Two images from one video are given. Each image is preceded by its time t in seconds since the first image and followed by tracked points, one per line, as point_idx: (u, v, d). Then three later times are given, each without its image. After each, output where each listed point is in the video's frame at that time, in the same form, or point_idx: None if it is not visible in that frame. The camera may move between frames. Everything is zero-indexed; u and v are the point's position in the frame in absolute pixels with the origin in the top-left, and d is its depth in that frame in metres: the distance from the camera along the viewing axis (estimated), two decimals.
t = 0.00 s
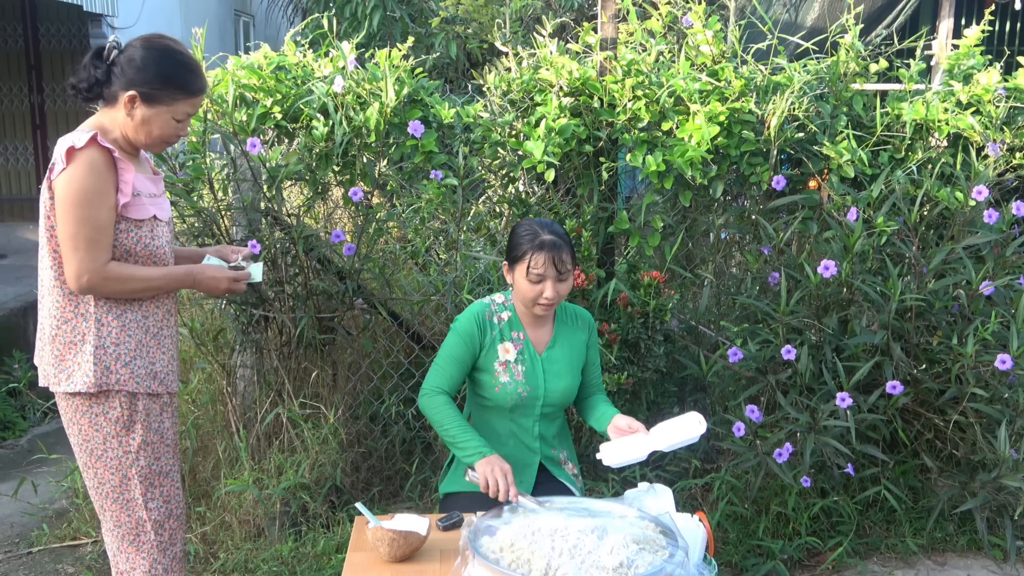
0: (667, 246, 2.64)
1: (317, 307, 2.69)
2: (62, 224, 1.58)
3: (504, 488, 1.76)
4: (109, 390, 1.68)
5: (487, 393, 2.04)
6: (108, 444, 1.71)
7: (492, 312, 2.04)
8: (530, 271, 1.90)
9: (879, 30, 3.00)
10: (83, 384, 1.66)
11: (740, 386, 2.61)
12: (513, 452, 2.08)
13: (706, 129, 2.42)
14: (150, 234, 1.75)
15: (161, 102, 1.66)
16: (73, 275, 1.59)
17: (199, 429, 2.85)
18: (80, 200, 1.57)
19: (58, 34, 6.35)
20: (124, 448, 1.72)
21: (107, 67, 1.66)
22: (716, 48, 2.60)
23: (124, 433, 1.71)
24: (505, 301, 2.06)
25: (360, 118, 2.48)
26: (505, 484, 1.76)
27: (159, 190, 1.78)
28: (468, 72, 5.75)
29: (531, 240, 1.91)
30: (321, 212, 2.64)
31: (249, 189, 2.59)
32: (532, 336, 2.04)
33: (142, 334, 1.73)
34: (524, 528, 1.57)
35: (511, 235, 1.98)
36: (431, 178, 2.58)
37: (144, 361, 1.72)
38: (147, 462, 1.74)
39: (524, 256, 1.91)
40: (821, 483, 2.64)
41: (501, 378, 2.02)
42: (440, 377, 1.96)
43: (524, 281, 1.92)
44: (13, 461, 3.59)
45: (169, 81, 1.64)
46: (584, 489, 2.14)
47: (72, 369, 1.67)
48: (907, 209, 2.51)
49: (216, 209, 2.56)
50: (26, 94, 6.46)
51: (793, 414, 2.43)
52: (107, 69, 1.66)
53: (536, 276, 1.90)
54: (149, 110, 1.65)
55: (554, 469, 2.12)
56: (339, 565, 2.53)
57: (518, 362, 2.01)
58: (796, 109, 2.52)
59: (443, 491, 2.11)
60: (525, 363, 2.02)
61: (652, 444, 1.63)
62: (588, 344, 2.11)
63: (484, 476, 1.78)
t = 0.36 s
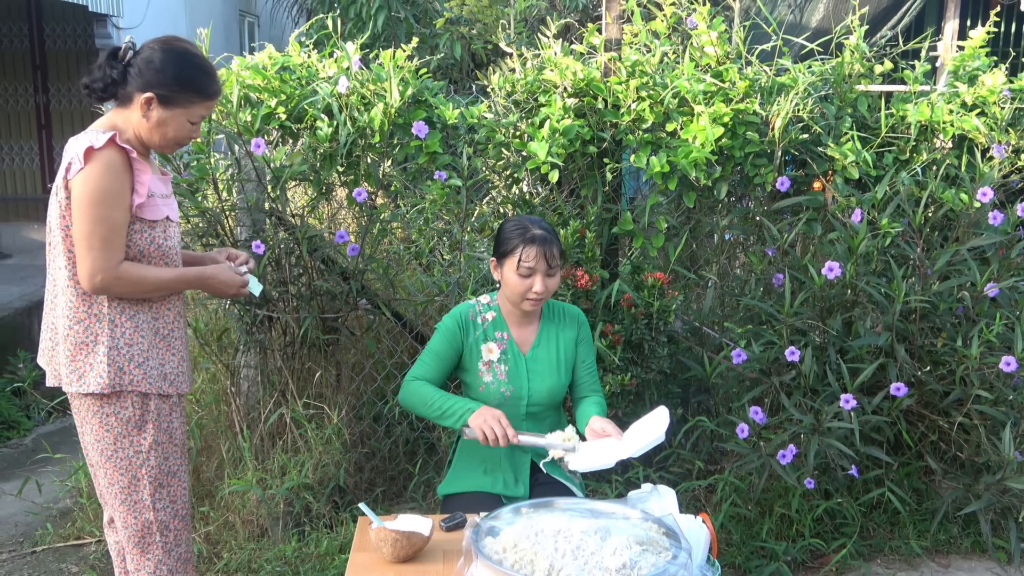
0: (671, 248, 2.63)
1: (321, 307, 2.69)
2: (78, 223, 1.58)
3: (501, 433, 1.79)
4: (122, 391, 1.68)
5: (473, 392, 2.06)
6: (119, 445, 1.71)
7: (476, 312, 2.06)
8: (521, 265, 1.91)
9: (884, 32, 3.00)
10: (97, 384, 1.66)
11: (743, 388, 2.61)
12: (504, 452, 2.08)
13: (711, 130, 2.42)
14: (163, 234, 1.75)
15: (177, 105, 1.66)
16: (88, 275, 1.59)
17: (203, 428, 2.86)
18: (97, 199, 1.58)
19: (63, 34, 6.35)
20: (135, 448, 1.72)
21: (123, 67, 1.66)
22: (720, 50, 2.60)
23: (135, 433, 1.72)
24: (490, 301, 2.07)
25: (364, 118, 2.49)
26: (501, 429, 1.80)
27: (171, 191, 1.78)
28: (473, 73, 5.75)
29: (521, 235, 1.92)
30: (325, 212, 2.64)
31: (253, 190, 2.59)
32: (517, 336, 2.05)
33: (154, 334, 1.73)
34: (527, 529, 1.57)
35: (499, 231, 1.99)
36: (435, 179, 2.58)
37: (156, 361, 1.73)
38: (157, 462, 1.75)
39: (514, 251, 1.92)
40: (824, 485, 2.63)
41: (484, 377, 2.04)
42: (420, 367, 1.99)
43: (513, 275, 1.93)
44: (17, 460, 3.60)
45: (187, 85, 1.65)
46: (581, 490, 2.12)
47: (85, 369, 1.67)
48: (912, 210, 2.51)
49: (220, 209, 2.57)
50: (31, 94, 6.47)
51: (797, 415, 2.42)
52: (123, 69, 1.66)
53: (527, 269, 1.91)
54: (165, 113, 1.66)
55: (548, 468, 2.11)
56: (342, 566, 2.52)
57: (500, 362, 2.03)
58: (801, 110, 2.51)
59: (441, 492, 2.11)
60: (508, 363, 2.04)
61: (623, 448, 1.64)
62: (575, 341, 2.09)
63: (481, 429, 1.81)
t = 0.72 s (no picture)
0: (673, 248, 2.63)
1: (323, 309, 2.70)
2: (79, 224, 1.58)
3: (513, 428, 1.81)
4: (123, 391, 1.69)
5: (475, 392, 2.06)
6: (120, 444, 1.71)
7: (479, 312, 2.06)
8: (521, 269, 1.91)
9: (885, 33, 3.01)
10: (97, 384, 1.66)
11: (745, 389, 2.61)
12: (504, 453, 2.09)
13: (712, 131, 2.42)
14: (164, 236, 1.76)
15: (182, 108, 1.67)
16: (88, 275, 1.60)
17: (206, 429, 2.86)
18: (99, 200, 1.58)
19: (66, 36, 6.36)
20: (136, 448, 1.72)
21: (129, 70, 1.67)
22: (722, 50, 2.60)
23: (136, 433, 1.72)
24: (493, 301, 2.07)
25: (366, 120, 2.50)
26: (513, 423, 1.81)
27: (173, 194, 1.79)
28: (475, 74, 5.76)
29: (522, 238, 1.92)
30: (327, 214, 2.64)
31: (255, 191, 2.59)
32: (518, 337, 2.06)
33: (154, 335, 1.74)
34: (529, 530, 1.57)
35: (501, 233, 1.99)
36: (437, 180, 2.59)
37: (156, 361, 1.73)
38: (158, 462, 1.75)
39: (515, 254, 1.92)
40: (827, 485, 2.63)
41: (485, 377, 2.04)
42: (424, 364, 1.97)
43: (514, 279, 1.93)
44: (20, 462, 3.61)
45: (192, 88, 1.66)
46: (582, 490, 2.13)
47: (86, 369, 1.67)
48: (914, 211, 2.51)
49: (223, 211, 2.57)
50: (35, 96, 6.49)
51: (799, 416, 2.42)
52: (128, 72, 1.67)
53: (527, 274, 1.91)
54: (169, 115, 1.66)
55: (548, 469, 2.12)
56: (345, 566, 2.53)
57: (502, 362, 2.03)
58: (802, 111, 2.51)
59: (442, 493, 2.11)
60: (509, 363, 2.04)
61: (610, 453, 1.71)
62: (576, 342, 2.10)
63: (492, 423, 1.83)
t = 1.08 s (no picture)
0: (676, 248, 2.62)
1: (326, 309, 2.70)
2: (86, 224, 1.58)
3: (503, 429, 1.83)
4: (127, 390, 1.69)
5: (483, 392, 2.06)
6: (123, 443, 1.71)
7: (488, 311, 2.05)
8: (531, 276, 1.90)
9: (889, 32, 2.99)
10: (102, 383, 1.66)
11: (749, 388, 2.60)
12: (509, 453, 2.08)
13: (715, 130, 2.42)
14: (169, 235, 1.76)
15: (185, 109, 1.66)
16: (96, 274, 1.60)
17: (209, 430, 2.86)
18: (106, 200, 1.58)
19: (68, 37, 6.36)
20: (139, 447, 1.72)
21: (132, 71, 1.68)
22: (724, 49, 2.59)
23: (140, 432, 1.72)
24: (502, 301, 2.07)
25: (368, 120, 2.50)
26: (505, 424, 1.83)
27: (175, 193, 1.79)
28: (477, 74, 5.75)
29: (535, 244, 1.90)
30: (330, 214, 2.64)
31: (258, 192, 2.59)
32: (527, 338, 2.05)
33: (158, 334, 1.74)
34: (533, 529, 1.57)
35: (514, 236, 1.97)
36: (439, 180, 2.59)
37: (160, 360, 1.73)
38: (162, 462, 1.75)
39: (527, 260, 1.90)
40: (830, 484, 2.63)
41: (494, 377, 2.03)
42: (428, 362, 1.98)
43: (524, 284, 1.92)
44: (24, 462, 3.61)
45: (194, 89, 1.66)
46: (586, 491, 2.13)
47: (90, 368, 1.67)
48: (917, 210, 2.50)
49: (225, 211, 2.57)
50: (37, 97, 6.50)
51: (803, 415, 2.42)
52: (131, 73, 1.67)
53: (537, 280, 1.90)
54: (172, 116, 1.66)
55: (552, 469, 2.12)
56: (348, 566, 2.53)
57: (511, 362, 2.03)
58: (805, 109, 2.51)
59: (446, 493, 2.11)
60: (518, 364, 2.03)
61: (623, 456, 1.71)
62: (586, 344, 2.10)
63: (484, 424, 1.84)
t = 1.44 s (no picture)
0: (677, 247, 2.62)
1: (327, 309, 2.70)
2: (90, 222, 1.59)
3: (500, 488, 1.79)
4: (127, 389, 1.69)
5: (489, 394, 2.05)
6: (123, 442, 1.71)
7: (495, 314, 2.04)
8: (533, 281, 1.90)
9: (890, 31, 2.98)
10: (102, 382, 1.66)
11: (750, 387, 2.60)
12: (514, 455, 2.09)
13: (716, 129, 2.42)
14: (172, 236, 1.75)
15: (191, 110, 1.67)
16: (96, 274, 1.60)
17: (210, 430, 2.86)
18: (110, 199, 1.58)
19: (69, 38, 6.35)
20: (138, 446, 1.72)
21: (139, 72, 1.67)
22: (725, 48, 2.59)
23: (140, 432, 1.72)
24: (509, 303, 2.06)
25: (369, 120, 2.50)
26: (502, 484, 1.79)
27: (180, 194, 1.79)
28: (478, 74, 5.75)
29: (538, 248, 1.90)
30: (331, 214, 2.63)
31: (258, 192, 2.59)
32: (534, 339, 2.05)
33: (159, 334, 1.74)
34: (534, 529, 1.57)
35: (519, 239, 1.97)
36: (440, 179, 2.59)
37: (160, 360, 1.73)
38: (161, 463, 1.75)
39: (529, 265, 1.90)
40: (832, 484, 2.62)
41: (502, 380, 2.02)
42: (441, 378, 1.96)
43: (528, 288, 1.92)
44: (26, 462, 3.61)
45: (201, 90, 1.66)
46: (589, 492, 2.13)
47: (90, 366, 1.67)
48: (919, 208, 2.50)
49: (226, 211, 2.58)
50: (39, 97, 6.50)
51: (804, 414, 2.42)
52: (139, 74, 1.67)
53: (539, 285, 1.90)
54: (179, 117, 1.66)
55: (556, 470, 2.10)
56: (350, 566, 2.53)
57: (519, 364, 2.02)
58: (806, 109, 2.51)
59: (449, 493, 2.11)
60: (526, 366, 2.03)
61: (650, 450, 1.77)
62: (592, 344, 2.11)
63: (483, 473, 1.80)
